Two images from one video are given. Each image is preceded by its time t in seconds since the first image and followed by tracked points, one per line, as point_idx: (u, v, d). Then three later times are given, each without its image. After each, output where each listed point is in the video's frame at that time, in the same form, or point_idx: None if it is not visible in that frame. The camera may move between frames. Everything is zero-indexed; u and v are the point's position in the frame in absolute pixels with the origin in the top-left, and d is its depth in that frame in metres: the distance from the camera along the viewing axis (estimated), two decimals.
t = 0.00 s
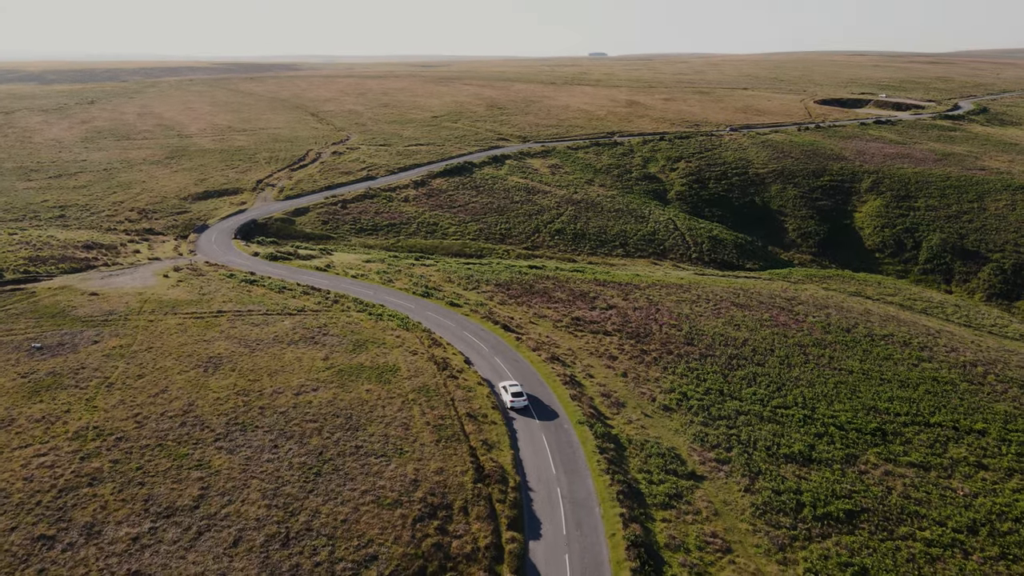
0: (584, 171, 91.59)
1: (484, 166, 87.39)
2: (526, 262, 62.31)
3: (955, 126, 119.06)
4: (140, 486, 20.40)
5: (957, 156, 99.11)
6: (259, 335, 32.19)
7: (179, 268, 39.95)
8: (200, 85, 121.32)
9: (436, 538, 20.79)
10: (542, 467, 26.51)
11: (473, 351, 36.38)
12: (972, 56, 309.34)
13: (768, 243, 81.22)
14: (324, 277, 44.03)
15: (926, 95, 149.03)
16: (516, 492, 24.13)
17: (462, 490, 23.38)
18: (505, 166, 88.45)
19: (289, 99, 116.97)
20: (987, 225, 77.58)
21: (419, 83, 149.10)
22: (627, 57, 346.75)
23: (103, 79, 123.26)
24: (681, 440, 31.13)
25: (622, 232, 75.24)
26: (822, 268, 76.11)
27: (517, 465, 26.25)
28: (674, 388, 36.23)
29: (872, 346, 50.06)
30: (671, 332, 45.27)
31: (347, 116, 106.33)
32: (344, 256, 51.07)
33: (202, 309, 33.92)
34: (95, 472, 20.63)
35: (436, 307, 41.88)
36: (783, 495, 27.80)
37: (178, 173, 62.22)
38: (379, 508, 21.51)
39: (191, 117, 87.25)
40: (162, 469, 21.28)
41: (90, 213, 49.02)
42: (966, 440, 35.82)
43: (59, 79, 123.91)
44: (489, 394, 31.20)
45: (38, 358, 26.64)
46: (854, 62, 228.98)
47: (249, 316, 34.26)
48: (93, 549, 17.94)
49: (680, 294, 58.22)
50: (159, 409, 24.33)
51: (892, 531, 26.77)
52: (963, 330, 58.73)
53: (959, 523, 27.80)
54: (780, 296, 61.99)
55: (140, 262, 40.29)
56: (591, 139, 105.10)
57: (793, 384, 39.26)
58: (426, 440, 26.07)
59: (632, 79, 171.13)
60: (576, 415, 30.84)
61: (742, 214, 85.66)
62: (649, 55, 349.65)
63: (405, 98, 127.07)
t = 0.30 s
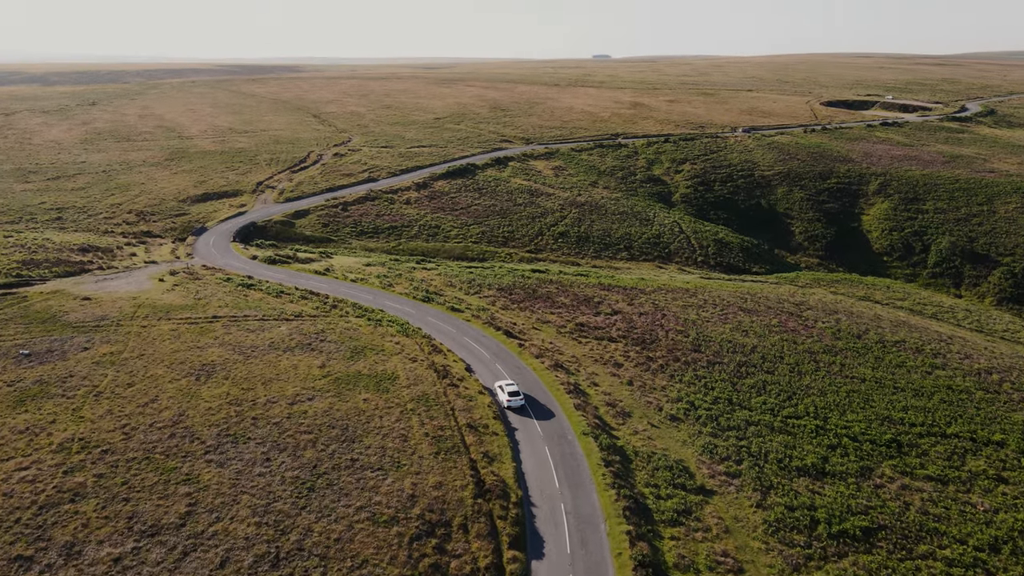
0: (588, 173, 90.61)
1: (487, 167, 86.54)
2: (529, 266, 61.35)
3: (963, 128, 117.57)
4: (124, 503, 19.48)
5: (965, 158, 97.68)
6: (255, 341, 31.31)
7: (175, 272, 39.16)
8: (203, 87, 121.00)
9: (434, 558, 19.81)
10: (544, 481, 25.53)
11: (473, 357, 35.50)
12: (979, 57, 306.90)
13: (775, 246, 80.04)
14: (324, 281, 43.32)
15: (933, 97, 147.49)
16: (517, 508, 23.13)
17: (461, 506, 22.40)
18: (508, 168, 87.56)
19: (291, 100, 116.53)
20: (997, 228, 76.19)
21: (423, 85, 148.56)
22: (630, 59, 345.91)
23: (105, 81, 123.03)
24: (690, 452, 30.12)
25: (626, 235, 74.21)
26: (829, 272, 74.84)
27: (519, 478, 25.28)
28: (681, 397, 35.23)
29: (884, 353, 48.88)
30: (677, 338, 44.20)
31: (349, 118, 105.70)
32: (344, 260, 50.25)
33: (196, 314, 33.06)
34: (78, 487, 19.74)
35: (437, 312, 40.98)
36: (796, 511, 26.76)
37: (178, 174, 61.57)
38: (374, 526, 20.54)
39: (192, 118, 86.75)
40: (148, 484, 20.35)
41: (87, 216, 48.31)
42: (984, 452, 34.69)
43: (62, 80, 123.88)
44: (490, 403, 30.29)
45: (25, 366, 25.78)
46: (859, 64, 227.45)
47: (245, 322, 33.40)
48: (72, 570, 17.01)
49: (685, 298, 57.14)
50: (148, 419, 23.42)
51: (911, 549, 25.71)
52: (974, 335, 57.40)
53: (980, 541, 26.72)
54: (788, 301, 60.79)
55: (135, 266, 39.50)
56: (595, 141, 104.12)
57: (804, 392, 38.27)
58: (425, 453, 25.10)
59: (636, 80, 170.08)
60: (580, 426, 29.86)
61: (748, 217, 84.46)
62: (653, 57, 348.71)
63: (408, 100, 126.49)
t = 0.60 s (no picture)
0: (593, 175, 89.62)
1: (491, 169, 85.69)
2: (533, 270, 60.40)
3: (972, 130, 115.91)
4: (108, 520, 18.59)
5: (975, 160, 96.14)
6: (250, 348, 30.47)
7: (172, 276, 38.41)
8: (206, 89, 120.72)
9: None
10: (548, 496, 24.53)
11: (475, 364, 34.62)
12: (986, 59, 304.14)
13: (782, 249, 78.77)
14: (323, 285, 42.59)
15: (941, 98, 145.75)
16: (520, 525, 22.16)
17: (461, 523, 21.41)
18: (512, 170, 86.67)
19: (294, 102, 116.13)
20: (1009, 231, 74.67)
21: (427, 86, 147.95)
22: (635, 60, 345.00)
23: (110, 82, 122.84)
24: (699, 465, 29.12)
25: (631, 237, 73.14)
26: (838, 275, 73.49)
27: (522, 493, 24.30)
28: (690, 407, 34.24)
29: (897, 361, 47.62)
30: (684, 345, 43.16)
31: (352, 120, 105.11)
32: (345, 263, 49.48)
33: (192, 320, 32.22)
34: (60, 504, 18.88)
35: (439, 317, 40.08)
36: (811, 529, 25.73)
37: (178, 176, 60.99)
38: (369, 545, 19.58)
39: (194, 120, 86.33)
40: (134, 500, 19.45)
41: (86, 218, 47.68)
42: (1005, 465, 33.52)
43: (67, 81, 123.79)
44: (492, 413, 29.37)
45: (12, 374, 24.96)
46: (865, 65, 225.69)
47: (241, 328, 32.54)
48: None
49: (692, 303, 56.04)
50: (137, 430, 22.53)
51: (932, 570, 24.64)
52: (988, 341, 56.00)
53: (1005, 561, 25.59)
54: (797, 306, 59.56)
55: (132, 269, 38.75)
56: (600, 142, 103.12)
57: (817, 403, 37.34)
58: (424, 466, 24.15)
59: (641, 82, 168.88)
60: (585, 438, 28.85)
61: (755, 220, 83.17)
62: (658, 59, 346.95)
63: (412, 101, 125.88)
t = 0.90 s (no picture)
0: (599, 177, 88.60)
1: (496, 171, 84.83)
2: (537, 274, 59.45)
3: (982, 132, 114.10)
4: (90, 540, 17.71)
5: (987, 163, 94.43)
6: (246, 355, 29.64)
7: (169, 280, 37.64)
8: (211, 90, 120.56)
9: None
10: (552, 512, 23.53)
11: (477, 372, 33.79)
12: (996, 61, 300.78)
13: (790, 253, 77.43)
14: (324, 289, 41.87)
15: (950, 100, 143.89)
16: (522, 545, 21.17)
17: (461, 542, 20.42)
18: (517, 172, 85.79)
19: (299, 103, 115.82)
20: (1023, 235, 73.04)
21: (432, 88, 147.43)
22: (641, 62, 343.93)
23: (115, 84, 123.08)
24: (710, 480, 28.05)
25: (637, 241, 72.03)
26: (847, 279, 72.07)
27: (525, 510, 23.30)
28: (699, 418, 33.22)
29: (912, 369, 46.32)
30: (692, 353, 42.11)
31: (356, 121, 104.56)
32: (346, 267, 48.72)
33: (187, 326, 31.36)
34: (41, 522, 18.03)
35: (442, 324, 39.19)
36: (828, 548, 24.63)
37: (179, 178, 60.45)
38: (364, 567, 18.61)
39: (197, 121, 85.98)
40: (118, 518, 18.57)
41: (85, 220, 47.05)
42: None
43: (73, 83, 123.91)
44: (494, 424, 28.42)
45: None
46: (873, 68, 223.64)
47: (238, 334, 31.69)
48: None
49: (700, 309, 54.93)
50: (125, 442, 21.65)
51: None
52: (1003, 348, 54.48)
53: None
54: (807, 311, 58.26)
55: (129, 273, 38.02)
56: (606, 144, 102.08)
57: (831, 414, 36.47)
58: (423, 480, 23.18)
59: (647, 84, 167.84)
60: (591, 451, 27.83)
61: (764, 223, 81.87)
62: (664, 61, 345.99)
63: (416, 103, 125.33)
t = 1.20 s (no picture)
0: (605, 180, 87.57)
1: (501, 174, 83.98)
2: (542, 278, 58.51)
3: (994, 134, 112.28)
4: (70, 560, 16.84)
5: (999, 165, 92.68)
6: (243, 362, 28.82)
7: (167, 284, 36.90)
8: (216, 93, 120.46)
9: None
10: (558, 529, 22.55)
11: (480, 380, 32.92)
12: (1006, 64, 297.32)
13: (799, 256, 76.05)
14: (325, 294, 41.18)
15: (960, 103, 141.94)
16: (526, 566, 20.19)
17: (462, 563, 19.46)
18: (522, 175, 84.89)
19: (304, 105, 115.55)
20: None
21: (438, 90, 146.97)
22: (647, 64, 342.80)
23: (122, 87, 123.32)
24: (721, 495, 27.05)
25: (644, 244, 70.93)
26: (858, 284, 70.65)
27: (529, 527, 22.33)
28: (709, 429, 32.30)
29: (928, 377, 44.96)
30: (701, 362, 41.06)
31: (361, 123, 104.09)
32: (348, 271, 48.05)
33: (183, 332, 30.54)
34: (20, 541, 17.19)
35: (444, 330, 38.34)
36: (846, 570, 23.59)
37: (181, 180, 59.98)
38: None
39: (201, 123, 85.70)
40: (102, 537, 17.70)
41: (84, 223, 46.49)
42: None
43: (79, 86, 124.22)
44: (497, 436, 27.49)
45: None
46: (882, 70, 221.53)
47: (235, 341, 30.85)
48: None
49: (709, 315, 53.80)
50: (113, 455, 20.78)
51: None
52: (1020, 355, 52.96)
53: None
54: (818, 317, 56.96)
55: (126, 276, 37.30)
56: (612, 147, 101.07)
57: (846, 425, 35.53)
58: (422, 496, 22.22)
59: (654, 86, 166.60)
60: (597, 464, 26.83)
61: (773, 226, 80.52)
62: (671, 65, 343.64)
63: (421, 105, 124.83)
